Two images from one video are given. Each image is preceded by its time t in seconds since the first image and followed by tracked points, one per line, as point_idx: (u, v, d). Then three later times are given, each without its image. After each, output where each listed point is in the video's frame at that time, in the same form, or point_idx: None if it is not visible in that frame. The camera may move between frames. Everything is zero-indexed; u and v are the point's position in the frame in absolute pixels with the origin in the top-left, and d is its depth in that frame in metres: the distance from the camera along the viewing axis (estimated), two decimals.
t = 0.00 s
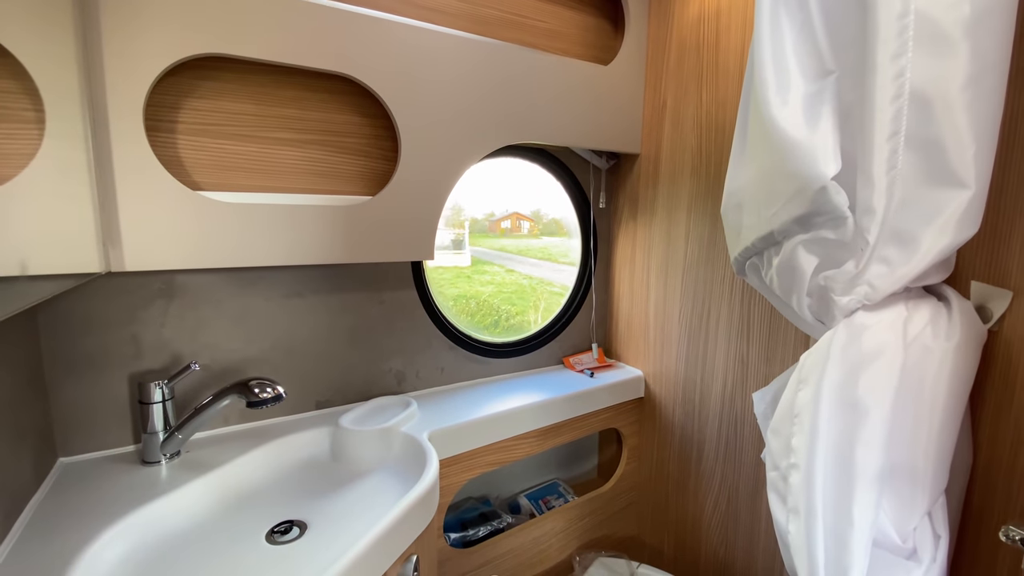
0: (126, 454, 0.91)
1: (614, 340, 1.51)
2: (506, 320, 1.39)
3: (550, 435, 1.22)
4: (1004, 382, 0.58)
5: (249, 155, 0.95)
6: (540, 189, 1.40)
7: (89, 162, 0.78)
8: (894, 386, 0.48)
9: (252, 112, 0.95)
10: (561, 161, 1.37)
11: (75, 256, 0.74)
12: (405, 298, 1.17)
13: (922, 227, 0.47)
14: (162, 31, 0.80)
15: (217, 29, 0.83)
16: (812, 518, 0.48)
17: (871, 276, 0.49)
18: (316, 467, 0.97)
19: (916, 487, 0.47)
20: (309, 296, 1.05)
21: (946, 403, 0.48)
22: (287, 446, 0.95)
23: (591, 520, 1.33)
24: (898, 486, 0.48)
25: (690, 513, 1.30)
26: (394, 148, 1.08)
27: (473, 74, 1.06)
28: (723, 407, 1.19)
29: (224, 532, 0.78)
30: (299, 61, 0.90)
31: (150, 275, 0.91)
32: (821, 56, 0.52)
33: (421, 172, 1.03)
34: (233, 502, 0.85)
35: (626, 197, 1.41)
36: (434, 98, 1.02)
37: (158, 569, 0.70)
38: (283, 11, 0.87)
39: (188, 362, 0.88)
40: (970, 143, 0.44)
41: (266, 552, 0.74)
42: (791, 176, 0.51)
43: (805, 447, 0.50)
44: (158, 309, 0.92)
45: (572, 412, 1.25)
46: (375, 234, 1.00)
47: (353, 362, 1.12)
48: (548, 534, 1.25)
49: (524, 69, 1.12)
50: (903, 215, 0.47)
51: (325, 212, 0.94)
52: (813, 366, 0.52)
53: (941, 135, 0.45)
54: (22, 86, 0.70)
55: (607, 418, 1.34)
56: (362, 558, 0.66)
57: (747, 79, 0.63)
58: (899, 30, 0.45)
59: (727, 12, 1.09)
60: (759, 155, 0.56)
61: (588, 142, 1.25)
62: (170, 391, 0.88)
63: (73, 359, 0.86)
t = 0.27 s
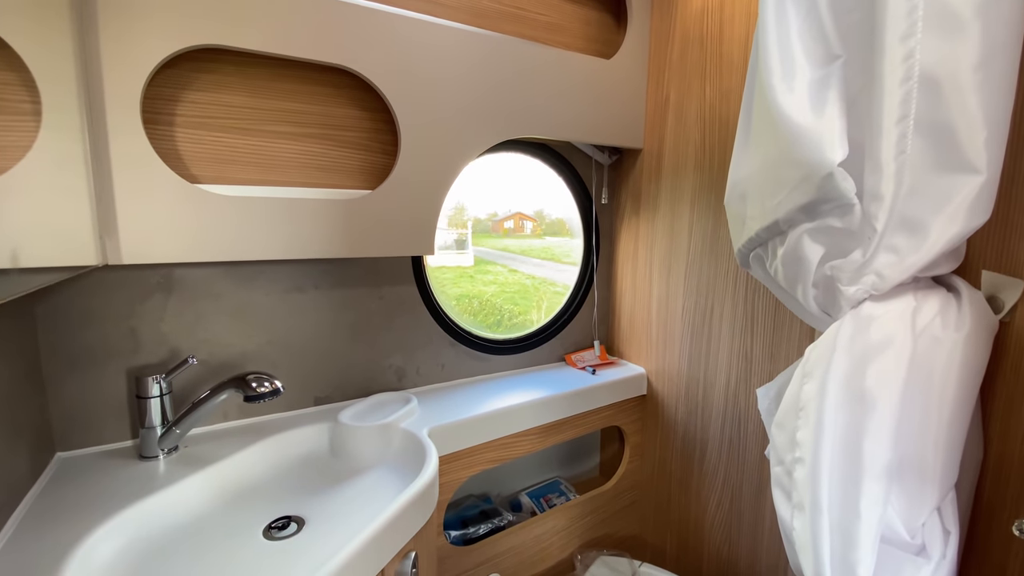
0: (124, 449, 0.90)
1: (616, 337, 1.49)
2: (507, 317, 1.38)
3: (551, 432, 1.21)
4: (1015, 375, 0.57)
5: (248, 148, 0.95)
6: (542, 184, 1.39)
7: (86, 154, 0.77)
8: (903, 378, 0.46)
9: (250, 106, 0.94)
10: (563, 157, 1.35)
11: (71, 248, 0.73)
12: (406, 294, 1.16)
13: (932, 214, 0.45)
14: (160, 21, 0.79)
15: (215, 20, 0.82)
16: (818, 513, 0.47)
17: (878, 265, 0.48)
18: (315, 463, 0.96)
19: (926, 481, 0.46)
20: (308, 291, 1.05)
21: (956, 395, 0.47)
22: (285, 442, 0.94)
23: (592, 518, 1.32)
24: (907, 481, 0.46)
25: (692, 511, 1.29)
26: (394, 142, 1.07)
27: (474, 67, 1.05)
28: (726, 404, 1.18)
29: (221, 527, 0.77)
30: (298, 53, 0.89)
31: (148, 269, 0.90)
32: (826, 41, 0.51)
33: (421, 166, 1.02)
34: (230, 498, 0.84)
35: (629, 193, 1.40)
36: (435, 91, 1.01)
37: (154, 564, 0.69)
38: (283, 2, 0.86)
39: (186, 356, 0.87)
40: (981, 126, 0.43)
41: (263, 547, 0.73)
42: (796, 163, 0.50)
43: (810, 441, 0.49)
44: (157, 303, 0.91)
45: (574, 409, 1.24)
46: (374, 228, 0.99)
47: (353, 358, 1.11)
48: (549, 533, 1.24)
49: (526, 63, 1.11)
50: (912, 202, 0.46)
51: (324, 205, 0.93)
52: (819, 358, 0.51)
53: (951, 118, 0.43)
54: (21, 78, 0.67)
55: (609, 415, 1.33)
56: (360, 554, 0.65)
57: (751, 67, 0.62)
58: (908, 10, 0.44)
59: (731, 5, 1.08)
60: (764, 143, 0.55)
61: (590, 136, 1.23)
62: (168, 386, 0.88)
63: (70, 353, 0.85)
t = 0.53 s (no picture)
0: (126, 442, 0.91)
1: (619, 334, 1.49)
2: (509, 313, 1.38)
3: (553, 428, 1.21)
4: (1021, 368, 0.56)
5: (249, 142, 0.95)
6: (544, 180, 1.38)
7: (89, 146, 0.78)
8: (906, 368, 0.46)
9: (252, 99, 0.94)
10: (566, 152, 1.35)
11: (73, 240, 0.73)
12: (407, 289, 1.16)
13: (936, 201, 0.45)
14: (161, 14, 0.79)
15: (216, 13, 0.82)
16: (820, 504, 0.46)
17: (881, 254, 0.47)
18: (316, 457, 0.96)
19: (930, 472, 0.45)
20: (309, 286, 1.05)
21: (961, 385, 0.46)
22: (286, 436, 0.94)
23: (594, 515, 1.31)
24: (911, 472, 0.46)
25: (695, 509, 1.28)
26: (395, 137, 1.07)
27: (476, 62, 1.05)
28: (729, 400, 1.17)
29: (221, 520, 0.77)
30: (299, 46, 0.89)
31: (151, 262, 0.90)
32: (829, 27, 0.50)
33: (422, 160, 1.01)
34: (231, 491, 0.84)
35: (631, 189, 1.39)
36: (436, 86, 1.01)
37: (155, 555, 0.69)
38: None
39: (187, 349, 0.88)
40: (986, 111, 0.42)
41: (263, 540, 0.73)
42: (798, 151, 0.49)
43: (812, 431, 0.48)
44: (159, 297, 0.91)
45: (576, 405, 1.24)
46: (376, 222, 0.99)
47: (354, 353, 1.11)
48: (551, 529, 1.23)
49: (527, 57, 1.11)
50: (916, 189, 0.45)
51: (325, 199, 0.93)
52: (821, 349, 0.51)
53: (955, 103, 0.43)
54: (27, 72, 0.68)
55: (611, 412, 1.33)
56: (360, 545, 0.65)
57: (753, 57, 0.61)
58: None
59: None
60: (766, 133, 0.55)
61: (592, 132, 1.23)
62: (170, 379, 0.88)
63: (73, 345, 0.86)
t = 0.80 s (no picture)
0: (131, 432, 0.91)
1: (622, 329, 1.48)
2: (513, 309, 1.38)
3: (556, 422, 1.21)
4: None
5: (254, 135, 0.95)
6: (547, 174, 1.38)
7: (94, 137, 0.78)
8: (913, 353, 0.45)
9: (257, 92, 0.95)
10: (570, 147, 1.34)
11: (80, 230, 0.74)
12: (411, 283, 1.17)
13: (943, 185, 0.45)
14: (167, 6, 0.80)
15: (221, 5, 0.83)
16: (825, 490, 0.46)
17: (887, 239, 0.47)
18: (320, 449, 0.96)
19: (937, 458, 0.45)
20: (313, 278, 1.05)
21: (968, 371, 0.45)
22: (290, 427, 0.94)
23: (598, 510, 1.31)
24: (917, 458, 0.45)
25: (699, 504, 1.27)
26: (400, 131, 1.07)
27: (480, 55, 1.05)
28: (733, 395, 1.16)
29: (227, 508, 0.78)
30: (304, 39, 0.89)
31: (156, 254, 0.91)
32: (834, 11, 0.50)
33: (426, 153, 1.02)
34: (236, 481, 0.85)
35: (636, 184, 1.39)
36: (440, 78, 1.01)
37: (160, 543, 0.69)
38: None
39: (192, 340, 0.88)
40: (994, 93, 0.42)
41: (267, 529, 0.73)
42: (803, 136, 0.49)
43: (817, 419, 0.48)
44: (164, 288, 0.92)
45: (579, 400, 1.23)
46: (379, 214, 0.99)
47: (358, 346, 1.11)
48: (554, 524, 1.23)
49: (531, 50, 1.11)
50: (923, 172, 0.45)
51: (330, 191, 0.94)
52: (826, 336, 0.50)
53: (963, 86, 0.42)
54: (34, 65, 0.72)
55: (615, 407, 1.32)
56: (363, 533, 0.65)
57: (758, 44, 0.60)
58: None
59: None
60: (771, 118, 0.54)
61: (596, 126, 1.23)
62: (175, 370, 0.89)
63: (79, 336, 0.86)
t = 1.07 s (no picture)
0: (134, 424, 0.92)
1: (625, 326, 1.48)
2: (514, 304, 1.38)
3: (558, 418, 1.21)
4: None
5: (256, 129, 0.96)
6: (550, 170, 1.37)
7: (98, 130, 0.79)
8: (912, 341, 0.45)
9: (259, 87, 0.95)
10: (572, 142, 1.34)
11: (83, 222, 0.75)
12: (412, 278, 1.17)
13: (943, 171, 0.44)
14: None
15: None
16: (823, 479, 0.45)
17: (887, 226, 0.47)
18: (321, 442, 0.96)
19: (936, 447, 0.44)
20: (315, 272, 1.05)
21: (970, 359, 0.45)
22: (291, 420, 0.95)
23: (599, 507, 1.31)
24: (917, 447, 0.45)
25: (701, 501, 1.27)
26: (401, 125, 1.07)
27: (481, 49, 1.05)
28: (736, 391, 1.16)
29: (227, 499, 0.78)
30: (305, 32, 0.89)
31: (159, 247, 0.91)
32: None
33: (427, 147, 1.02)
34: (236, 472, 0.85)
35: (638, 179, 1.39)
36: (441, 72, 1.01)
37: (160, 532, 0.70)
38: None
39: (194, 333, 0.89)
40: (994, 77, 0.41)
41: (267, 519, 0.73)
42: (802, 122, 0.49)
43: (815, 408, 0.48)
44: (167, 281, 0.93)
45: (581, 395, 1.23)
46: (380, 208, 0.99)
47: (360, 340, 1.12)
48: (555, 520, 1.23)
49: (533, 45, 1.11)
50: (923, 159, 0.44)
51: (331, 185, 0.94)
52: (825, 325, 0.50)
53: (963, 70, 0.42)
54: (38, 59, 0.74)
55: (617, 403, 1.32)
56: (362, 522, 0.65)
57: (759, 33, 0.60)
58: None
59: None
60: (770, 106, 0.54)
61: (598, 121, 1.22)
62: (177, 362, 0.89)
63: (83, 328, 0.87)
